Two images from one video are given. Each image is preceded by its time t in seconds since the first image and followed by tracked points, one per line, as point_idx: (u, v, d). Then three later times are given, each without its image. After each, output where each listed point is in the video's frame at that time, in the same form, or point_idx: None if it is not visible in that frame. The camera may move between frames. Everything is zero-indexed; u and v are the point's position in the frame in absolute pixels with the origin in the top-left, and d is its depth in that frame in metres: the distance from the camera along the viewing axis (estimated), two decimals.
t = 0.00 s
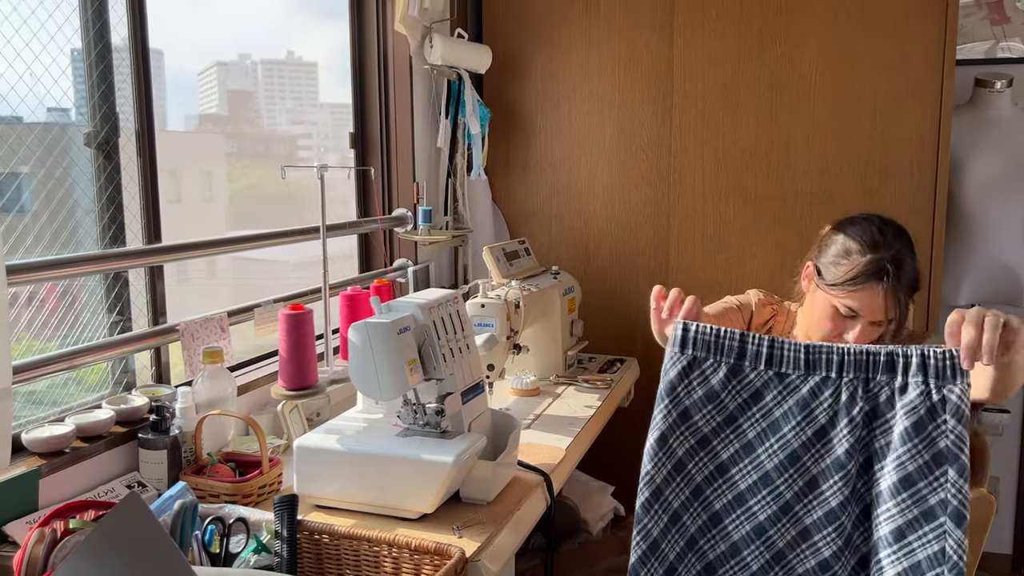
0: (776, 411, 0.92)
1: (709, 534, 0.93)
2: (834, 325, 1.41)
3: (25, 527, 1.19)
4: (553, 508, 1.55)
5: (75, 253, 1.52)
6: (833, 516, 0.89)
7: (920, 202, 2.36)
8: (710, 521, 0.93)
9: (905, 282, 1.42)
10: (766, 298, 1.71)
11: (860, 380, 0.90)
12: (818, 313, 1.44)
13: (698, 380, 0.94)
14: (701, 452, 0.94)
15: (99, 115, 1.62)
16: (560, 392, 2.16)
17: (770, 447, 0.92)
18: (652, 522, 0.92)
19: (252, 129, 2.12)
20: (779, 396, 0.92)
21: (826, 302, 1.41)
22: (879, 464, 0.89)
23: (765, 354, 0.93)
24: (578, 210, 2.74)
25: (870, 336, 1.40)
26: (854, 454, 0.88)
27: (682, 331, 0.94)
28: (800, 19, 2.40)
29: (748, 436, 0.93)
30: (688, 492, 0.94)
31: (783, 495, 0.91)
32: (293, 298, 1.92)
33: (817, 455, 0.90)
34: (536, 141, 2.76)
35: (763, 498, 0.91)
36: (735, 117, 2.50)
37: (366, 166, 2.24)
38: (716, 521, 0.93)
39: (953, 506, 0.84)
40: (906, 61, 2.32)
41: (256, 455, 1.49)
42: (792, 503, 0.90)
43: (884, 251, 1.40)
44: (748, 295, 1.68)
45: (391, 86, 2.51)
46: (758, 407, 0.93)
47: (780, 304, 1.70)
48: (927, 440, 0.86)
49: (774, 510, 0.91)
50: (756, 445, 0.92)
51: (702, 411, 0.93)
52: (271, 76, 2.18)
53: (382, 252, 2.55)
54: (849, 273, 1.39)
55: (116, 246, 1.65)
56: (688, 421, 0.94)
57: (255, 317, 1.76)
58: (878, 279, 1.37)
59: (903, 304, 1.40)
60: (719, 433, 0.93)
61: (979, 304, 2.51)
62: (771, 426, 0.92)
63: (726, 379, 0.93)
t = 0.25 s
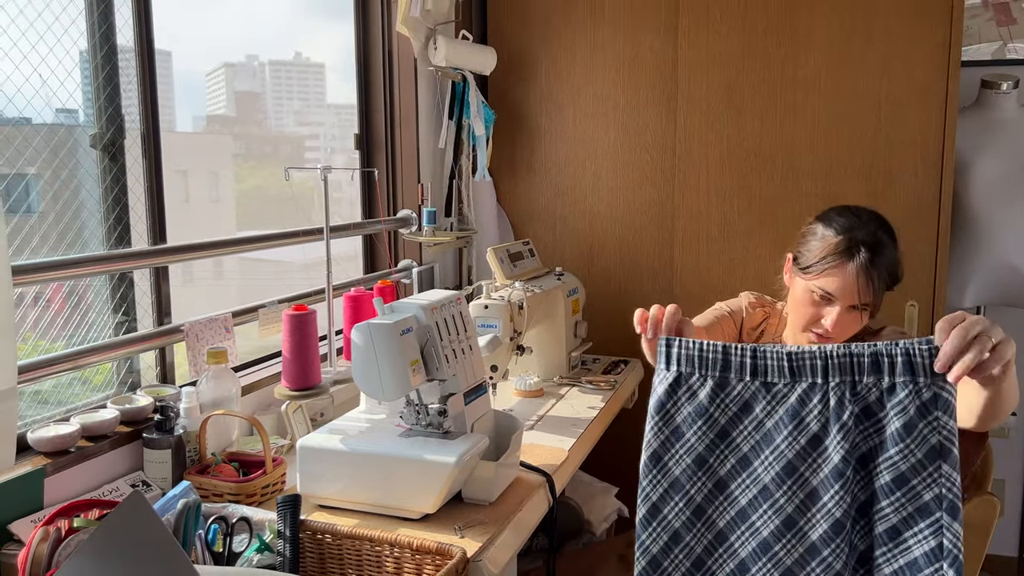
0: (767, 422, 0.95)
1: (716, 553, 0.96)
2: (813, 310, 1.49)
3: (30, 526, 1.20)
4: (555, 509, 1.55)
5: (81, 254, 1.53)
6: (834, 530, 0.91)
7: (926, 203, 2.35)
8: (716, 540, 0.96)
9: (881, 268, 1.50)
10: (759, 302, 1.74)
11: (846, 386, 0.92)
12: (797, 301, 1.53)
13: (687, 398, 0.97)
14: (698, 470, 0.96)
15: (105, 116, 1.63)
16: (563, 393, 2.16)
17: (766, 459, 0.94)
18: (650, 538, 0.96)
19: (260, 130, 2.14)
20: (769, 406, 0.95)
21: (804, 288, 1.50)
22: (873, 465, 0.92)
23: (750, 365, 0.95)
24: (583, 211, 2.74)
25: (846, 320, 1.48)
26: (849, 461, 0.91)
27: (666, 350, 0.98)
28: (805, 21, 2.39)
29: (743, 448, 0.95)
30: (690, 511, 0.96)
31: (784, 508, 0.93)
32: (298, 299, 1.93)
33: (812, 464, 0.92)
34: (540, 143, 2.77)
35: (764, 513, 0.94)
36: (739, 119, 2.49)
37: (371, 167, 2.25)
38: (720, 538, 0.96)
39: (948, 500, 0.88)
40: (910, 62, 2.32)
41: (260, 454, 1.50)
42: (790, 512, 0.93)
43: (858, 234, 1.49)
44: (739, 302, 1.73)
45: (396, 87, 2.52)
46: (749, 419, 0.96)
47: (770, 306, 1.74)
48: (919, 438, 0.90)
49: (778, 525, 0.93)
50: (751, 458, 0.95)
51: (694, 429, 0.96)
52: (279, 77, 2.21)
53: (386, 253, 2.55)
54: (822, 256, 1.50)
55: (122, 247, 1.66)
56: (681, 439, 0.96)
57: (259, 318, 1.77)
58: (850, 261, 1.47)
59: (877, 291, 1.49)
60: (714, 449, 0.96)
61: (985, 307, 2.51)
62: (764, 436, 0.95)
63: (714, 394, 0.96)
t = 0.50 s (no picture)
0: (763, 391, 0.98)
1: (718, 527, 0.99)
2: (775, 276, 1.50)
3: (36, 523, 1.21)
4: (559, 509, 1.56)
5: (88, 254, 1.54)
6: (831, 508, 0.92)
7: (932, 204, 2.35)
8: (716, 516, 0.99)
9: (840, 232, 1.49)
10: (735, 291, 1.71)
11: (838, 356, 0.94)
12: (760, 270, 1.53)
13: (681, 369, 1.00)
14: (696, 443, 0.99)
15: (112, 118, 1.64)
16: (568, 394, 2.17)
17: (763, 430, 0.98)
18: (654, 508, 1.00)
19: (268, 131, 2.15)
20: (763, 378, 0.98)
21: (764, 256, 1.51)
22: (868, 431, 0.95)
23: (742, 338, 0.98)
24: (588, 212, 2.74)
25: (811, 281, 1.47)
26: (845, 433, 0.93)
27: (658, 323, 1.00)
28: (810, 23, 2.39)
29: (740, 420, 0.99)
30: (689, 485, 0.99)
31: (785, 480, 0.97)
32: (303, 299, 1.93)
33: (810, 436, 0.95)
34: (545, 144, 2.77)
35: (765, 484, 0.98)
36: (744, 120, 2.49)
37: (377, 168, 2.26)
38: (720, 514, 0.99)
39: (952, 457, 0.91)
40: (917, 64, 2.31)
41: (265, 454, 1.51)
42: (787, 476, 0.97)
43: (813, 195, 1.49)
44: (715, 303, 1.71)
45: (402, 88, 2.53)
46: (745, 390, 0.99)
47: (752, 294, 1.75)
48: (918, 397, 0.93)
49: (779, 494, 0.97)
50: (749, 430, 0.98)
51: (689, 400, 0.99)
52: (287, 78, 2.22)
53: (391, 253, 2.56)
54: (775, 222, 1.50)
55: (128, 247, 1.67)
56: (678, 413, 0.99)
57: (265, 318, 1.78)
58: (802, 219, 1.48)
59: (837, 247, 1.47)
60: (712, 424, 0.99)
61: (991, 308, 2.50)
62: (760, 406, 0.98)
63: (708, 364, 0.99)
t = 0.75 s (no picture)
0: (712, 412, 1.01)
1: (672, 546, 1.01)
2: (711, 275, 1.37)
3: (43, 522, 1.22)
4: (562, 510, 1.56)
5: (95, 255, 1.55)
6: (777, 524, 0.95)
7: (938, 206, 2.34)
8: (671, 534, 1.01)
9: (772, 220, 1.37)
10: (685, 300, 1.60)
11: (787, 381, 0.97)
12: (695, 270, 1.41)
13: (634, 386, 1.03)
14: (649, 460, 1.02)
15: (119, 120, 1.65)
16: (572, 395, 2.17)
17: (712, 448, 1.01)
18: (613, 521, 1.03)
19: (276, 132, 2.16)
20: (715, 396, 1.01)
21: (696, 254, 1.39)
22: (816, 449, 0.97)
23: (694, 358, 1.01)
24: (593, 213, 2.75)
25: (749, 270, 1.33)
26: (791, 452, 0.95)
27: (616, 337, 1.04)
28: (817, 24, 2.39)
29: (692, 437, 1.02)
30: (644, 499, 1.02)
31: (734, 492, 1.01)
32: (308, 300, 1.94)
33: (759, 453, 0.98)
34: (550, 145, 2.77)
35: (717, 497, 1.01)
36: (750, 122, 2.49)
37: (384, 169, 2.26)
38: (676, 531, 1.01)
39: (899, 480, 0.93)
40: (923, 63, 2.31)
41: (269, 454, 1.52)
42: (739, 491, 1.00)
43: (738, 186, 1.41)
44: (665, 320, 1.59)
45: (407, 90, 2.53)
46: (694, 410, 1.02)
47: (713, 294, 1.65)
48: (864, 414, 0.95)
49: (731, 507, 1.00)
50: (699, 448, 1.01)
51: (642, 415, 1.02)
52: (296, 79, 2.23)
53: (396, 254, 2.57)
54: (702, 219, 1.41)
55: (135, 248, 1.68)
56: (633, 429, 1.03)
57: (270, 318, 1.78)
58: (727, 208, 1.38)
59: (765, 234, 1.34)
60: (662, 443, 1.01)
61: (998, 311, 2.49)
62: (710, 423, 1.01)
63: (660, 382, 1.02)
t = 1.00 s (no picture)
0: (692, 479, 1.08)
1: None
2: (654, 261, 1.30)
3: (51, 522, 1.23)
4: (567, 511, 1.56)
5: (103, 256, 1.56)
6: None
7: (946, 208, 2.33)
8: None
9: (710, 201, 1.29)
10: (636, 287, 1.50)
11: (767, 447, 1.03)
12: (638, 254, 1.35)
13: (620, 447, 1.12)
14: (623, 517, 1.10)
15: (126, 123, 1.66)
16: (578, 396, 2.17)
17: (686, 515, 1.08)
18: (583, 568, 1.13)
19: (285, 132, 2.17)
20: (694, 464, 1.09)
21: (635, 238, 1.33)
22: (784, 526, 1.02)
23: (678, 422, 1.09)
24: (599, 215, 2.75)
25: (689, 253, 1.27)
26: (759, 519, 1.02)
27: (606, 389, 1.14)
28: (824, 26, 2.38)
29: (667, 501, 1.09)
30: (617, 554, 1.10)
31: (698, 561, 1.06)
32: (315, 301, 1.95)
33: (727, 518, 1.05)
34: (556, 146, 2.78)
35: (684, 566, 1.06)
36: (757, 124, 2.49)
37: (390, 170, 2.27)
38: None
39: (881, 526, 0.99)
40: (929, 66, 2.30)
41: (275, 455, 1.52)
42: (704, 568, 1.05)
43: (676, 167, 1.31)
44: (620, 314, 1.46)
45: (414, 92, 2.54)
46: (675, 475, 1.10)
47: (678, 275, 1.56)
48: (845, 468, 1.01)
49: None
50: (671, 516, 1.09)
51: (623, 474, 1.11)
52: (304, 79, 2.24)
53: (403, 255, 2.58)
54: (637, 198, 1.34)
55: (142, 249, 1.69)
56: (611, 484, 1.12)
57: (277, 320, 1.79)
58: (664, 190, 1.30)
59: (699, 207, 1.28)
60: (637, 505, 1.10)
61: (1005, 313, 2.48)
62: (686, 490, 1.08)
63: (646, 442, 1.11)
